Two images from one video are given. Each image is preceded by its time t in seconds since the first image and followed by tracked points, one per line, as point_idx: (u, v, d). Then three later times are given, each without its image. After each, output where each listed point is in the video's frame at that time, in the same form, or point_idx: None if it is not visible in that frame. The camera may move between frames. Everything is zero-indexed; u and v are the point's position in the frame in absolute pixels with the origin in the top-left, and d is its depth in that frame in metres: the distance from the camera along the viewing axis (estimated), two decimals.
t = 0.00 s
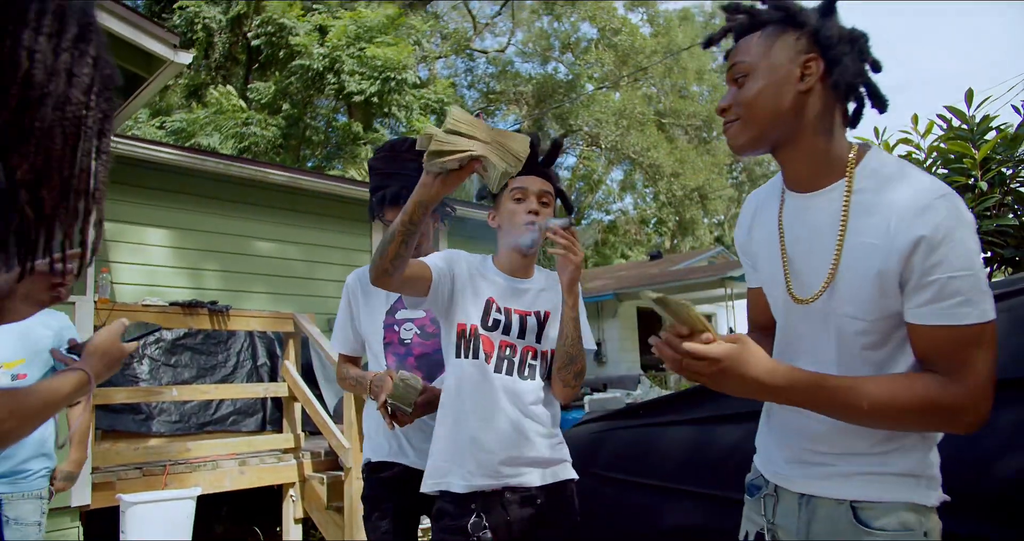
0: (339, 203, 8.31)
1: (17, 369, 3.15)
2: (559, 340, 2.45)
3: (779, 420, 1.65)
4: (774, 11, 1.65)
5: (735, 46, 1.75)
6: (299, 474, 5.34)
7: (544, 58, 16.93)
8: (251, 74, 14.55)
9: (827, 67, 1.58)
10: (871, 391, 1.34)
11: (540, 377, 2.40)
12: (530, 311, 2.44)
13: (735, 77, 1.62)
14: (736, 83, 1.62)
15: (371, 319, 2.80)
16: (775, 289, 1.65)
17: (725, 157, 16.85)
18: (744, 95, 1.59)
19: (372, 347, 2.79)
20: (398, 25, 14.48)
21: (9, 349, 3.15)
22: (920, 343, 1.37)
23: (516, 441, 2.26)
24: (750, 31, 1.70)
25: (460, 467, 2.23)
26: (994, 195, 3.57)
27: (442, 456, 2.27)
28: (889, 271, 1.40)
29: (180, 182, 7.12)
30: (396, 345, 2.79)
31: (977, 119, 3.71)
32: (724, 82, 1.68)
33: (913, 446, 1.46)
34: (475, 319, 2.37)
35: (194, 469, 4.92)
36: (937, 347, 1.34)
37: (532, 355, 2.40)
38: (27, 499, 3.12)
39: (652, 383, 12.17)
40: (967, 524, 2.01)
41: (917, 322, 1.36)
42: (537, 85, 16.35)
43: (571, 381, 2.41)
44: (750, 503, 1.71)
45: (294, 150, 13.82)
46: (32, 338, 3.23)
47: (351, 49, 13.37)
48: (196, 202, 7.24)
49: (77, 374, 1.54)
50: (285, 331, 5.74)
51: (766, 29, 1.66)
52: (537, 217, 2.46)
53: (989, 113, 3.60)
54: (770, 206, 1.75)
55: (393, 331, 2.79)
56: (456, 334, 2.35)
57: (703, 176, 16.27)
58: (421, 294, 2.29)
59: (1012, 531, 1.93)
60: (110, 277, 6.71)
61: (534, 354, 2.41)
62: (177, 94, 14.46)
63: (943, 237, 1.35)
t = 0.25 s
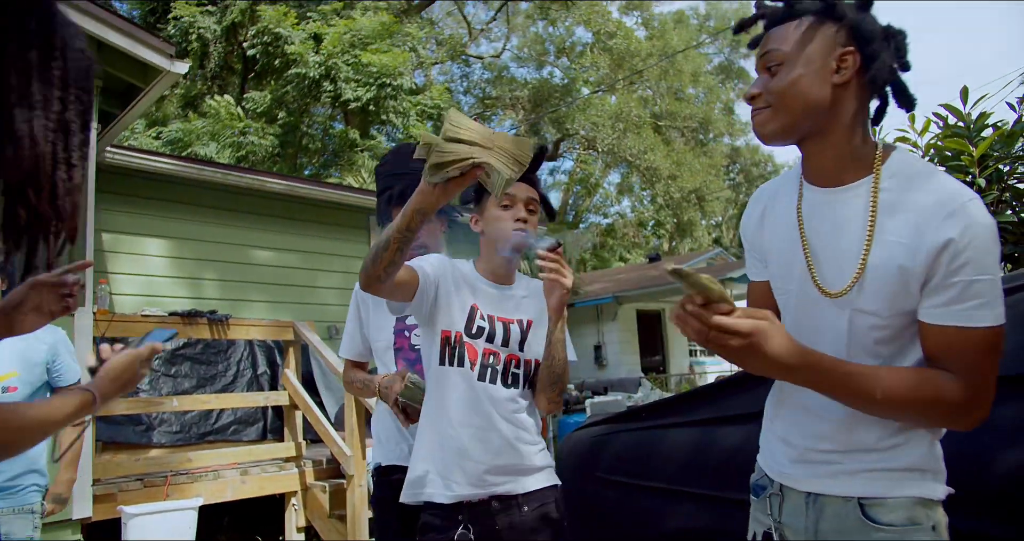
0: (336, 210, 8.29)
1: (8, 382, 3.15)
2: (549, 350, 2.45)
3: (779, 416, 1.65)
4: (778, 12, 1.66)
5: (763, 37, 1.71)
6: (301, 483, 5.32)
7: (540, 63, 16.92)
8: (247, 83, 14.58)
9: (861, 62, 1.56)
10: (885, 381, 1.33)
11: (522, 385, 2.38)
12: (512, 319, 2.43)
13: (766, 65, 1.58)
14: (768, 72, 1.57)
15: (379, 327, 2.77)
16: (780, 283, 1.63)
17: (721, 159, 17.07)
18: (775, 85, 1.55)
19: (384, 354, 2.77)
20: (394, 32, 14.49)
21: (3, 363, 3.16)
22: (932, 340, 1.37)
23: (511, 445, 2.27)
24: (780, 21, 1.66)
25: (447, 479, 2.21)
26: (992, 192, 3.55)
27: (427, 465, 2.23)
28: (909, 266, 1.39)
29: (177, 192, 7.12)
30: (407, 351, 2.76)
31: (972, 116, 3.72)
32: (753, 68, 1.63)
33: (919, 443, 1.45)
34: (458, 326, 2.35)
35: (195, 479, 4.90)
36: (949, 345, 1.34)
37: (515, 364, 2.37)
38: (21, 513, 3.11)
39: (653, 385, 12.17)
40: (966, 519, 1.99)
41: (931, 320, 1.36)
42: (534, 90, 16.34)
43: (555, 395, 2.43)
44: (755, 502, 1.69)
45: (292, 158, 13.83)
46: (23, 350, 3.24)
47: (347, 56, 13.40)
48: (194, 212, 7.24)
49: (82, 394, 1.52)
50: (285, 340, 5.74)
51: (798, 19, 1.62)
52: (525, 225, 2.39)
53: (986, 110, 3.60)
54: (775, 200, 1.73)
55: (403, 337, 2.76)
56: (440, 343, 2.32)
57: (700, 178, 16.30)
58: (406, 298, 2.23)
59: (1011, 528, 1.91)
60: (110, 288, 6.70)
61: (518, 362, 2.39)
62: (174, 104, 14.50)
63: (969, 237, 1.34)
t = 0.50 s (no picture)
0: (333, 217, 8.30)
1: (2, 395, 3.14)
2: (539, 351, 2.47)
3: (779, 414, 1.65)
4: (797, 11, 1.66)
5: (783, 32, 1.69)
6: (304, 491, 5.31)
7: (533, 66, 16.93)
8: (241, 92, 14.57)
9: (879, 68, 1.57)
10: (886, 368, 1.33)
11: (512, 389, 2.38)
12: (497, 322, 2.43)
13: (789, 58, 1.55)
14: (788, 65, 1.55)
15: (382, 331, 2.74)
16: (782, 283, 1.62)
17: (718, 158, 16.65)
18: (794, 79, 1.53)
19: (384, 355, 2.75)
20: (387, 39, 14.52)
21: None
22: (928, 335, 1.37)
23: (501, 444, 2.29)
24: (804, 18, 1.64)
25: (440, 484, 2.20)
26: (987, 186, 3.55)
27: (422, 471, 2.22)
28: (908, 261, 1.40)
29: (173, 202, 7.12)
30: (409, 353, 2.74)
31: (966, 111, 3.74)
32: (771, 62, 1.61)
33: (922, 436, 1.45)
34: (446, 332, 2.33)
35: (197, 489, 4.89)
36: (944, 341, 1.35)
37: (502, 368, 2.37)
38: (14, 526, 3.09)
39: (653, 385, 12.16)
40: (967, 510, 1.99)
41: (927, 316, 1.37)
42: (527, 93, 16.30)
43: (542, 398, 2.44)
44: (756, 502, 1.69)
45: (287, 167, 13.81)
46: (10, 363, 3.22)
47: (340, 63, 13.42)
48: (190, 222, 7.24)
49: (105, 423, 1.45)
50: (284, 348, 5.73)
51: (822, 17, 1.60)
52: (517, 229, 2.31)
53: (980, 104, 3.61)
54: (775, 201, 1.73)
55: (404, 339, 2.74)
56: (428, 350, 2.30)
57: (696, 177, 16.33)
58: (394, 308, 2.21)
59: (1011, 516, 1.91)
60: (108, 299, 6.69)
61: (507, 366, 2.40)
62: (168, 114, 14.47)
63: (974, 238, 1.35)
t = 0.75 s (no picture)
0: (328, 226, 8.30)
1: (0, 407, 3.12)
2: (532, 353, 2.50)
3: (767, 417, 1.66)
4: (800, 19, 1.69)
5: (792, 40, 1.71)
6: (304, 501, 5.31)
7: (526, 71, 16.96)
8: (234, 103, 14.54)
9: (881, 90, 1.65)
10: (882, 352, 1.41)
11: (506, 391, 2.42)
12: (486, 326, 2.45)
13: (808, 68, 1.57)
14: (811, 74, 1.56)
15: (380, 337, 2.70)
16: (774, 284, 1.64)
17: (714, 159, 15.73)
18: (819, 87, 1.55)
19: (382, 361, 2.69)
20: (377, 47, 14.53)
21: None
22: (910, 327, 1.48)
23: (497, 449, 2.33)
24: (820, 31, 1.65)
25: (440, 489, 2.20)
26: (978, 182, 3.57)
27: (420, 477, 2.21)
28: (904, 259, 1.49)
29: (168, 214, 7.12)
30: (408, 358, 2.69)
31: (956, 108, 3.76)
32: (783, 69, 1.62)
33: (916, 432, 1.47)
34: (440, 339, 2.35)
35: (197, 502, 4.88)
36: (923, 335, 1.46)
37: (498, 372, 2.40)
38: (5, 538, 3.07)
39: (652, 388, 12.11)
40: (967, 508, 2.09)
41: (911, 310, 1.48)
42: (520, 99, 15.94)
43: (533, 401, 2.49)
44: (747, 505, 1.69)
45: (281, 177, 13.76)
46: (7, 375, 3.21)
47: (332, 72, 13.43)
48: (185, 234, 7.23)
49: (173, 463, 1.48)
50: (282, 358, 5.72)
51: (843, 31, 1.63)
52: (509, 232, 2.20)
53: (970, 101, 3.62)
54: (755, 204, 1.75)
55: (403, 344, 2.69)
56: (423, 356, 2.31)
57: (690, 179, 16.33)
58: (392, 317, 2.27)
59: (1011, 514, 2.01)
60: (104, 313, 6.66)
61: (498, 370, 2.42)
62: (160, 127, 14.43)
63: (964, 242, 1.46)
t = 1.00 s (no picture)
0: (326, 231, 8.30)
1: None
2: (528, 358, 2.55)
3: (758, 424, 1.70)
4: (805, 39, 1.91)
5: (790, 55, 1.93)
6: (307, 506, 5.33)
7: (522, 74, 17.02)
8: (231, 109, 14.54)
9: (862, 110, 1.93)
10: (873, 341, 1.52)
11: (503, 397, 2.44)
12: (485, 331, 2.47)
13: (819, 87, 1.82)
14: (820, 93, 1.82)
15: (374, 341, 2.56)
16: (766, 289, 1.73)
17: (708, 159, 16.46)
18: (825, 105, 1.80)
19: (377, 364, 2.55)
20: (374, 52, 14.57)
21: None
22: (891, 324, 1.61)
23: (497, 452, 2.34)
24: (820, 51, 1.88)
25: (441, 493, 2.21)
26: (975, 181, 3.69)
27: (421, 482, 2.21)
28: (882, 260, 1.63)
29: (167, 220, 7.14)
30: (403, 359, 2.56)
31: (951, 106, 3.74)
32: (792, 86, 1.84)
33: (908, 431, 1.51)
34: (441, 345, 2.35)
35: (199, 507, 4.89)
36: (907, 329, 1.59)
37: (498, 375, 2.45)
38: None
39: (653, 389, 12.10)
40: (959, 504, 2.21)
41: (894, 306, 1.61)
42: (517, 101, 16.41)
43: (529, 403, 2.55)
44: (736, 509, 1.75)
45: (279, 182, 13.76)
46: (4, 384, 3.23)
47: (330, 78, 13.50)
48: (184, 240, 7.25)
49: (270, 468, 1.41)
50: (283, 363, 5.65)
51: (837, 54, 1.89)
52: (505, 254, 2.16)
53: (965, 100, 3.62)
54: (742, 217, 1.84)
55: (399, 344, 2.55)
56: (426, 361, 2.31)
57: (687, 180, 16.35)
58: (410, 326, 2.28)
59: (1005, 511, 2.12)
60: (103, 320, 6.66)
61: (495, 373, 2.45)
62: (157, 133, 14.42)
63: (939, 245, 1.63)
